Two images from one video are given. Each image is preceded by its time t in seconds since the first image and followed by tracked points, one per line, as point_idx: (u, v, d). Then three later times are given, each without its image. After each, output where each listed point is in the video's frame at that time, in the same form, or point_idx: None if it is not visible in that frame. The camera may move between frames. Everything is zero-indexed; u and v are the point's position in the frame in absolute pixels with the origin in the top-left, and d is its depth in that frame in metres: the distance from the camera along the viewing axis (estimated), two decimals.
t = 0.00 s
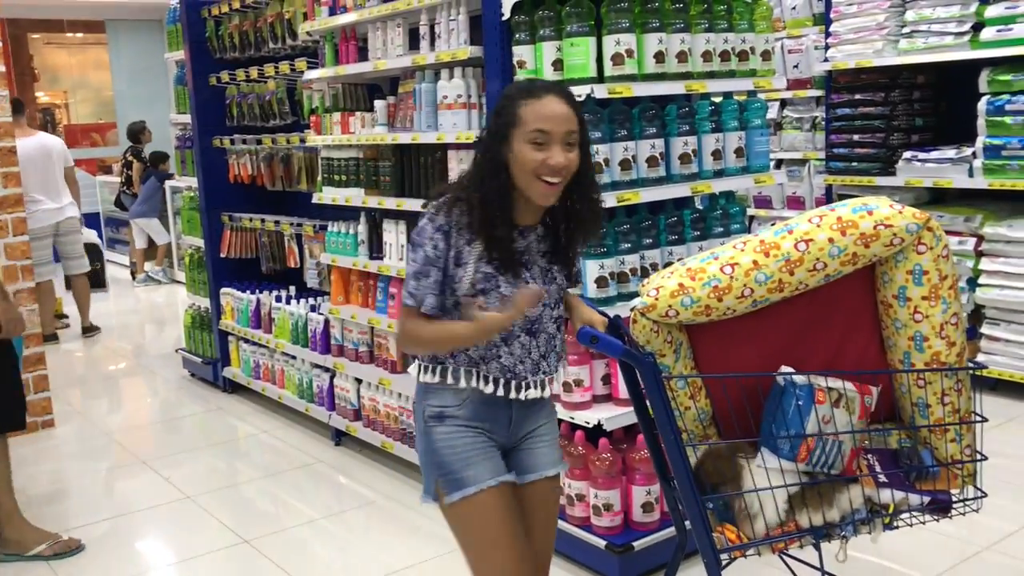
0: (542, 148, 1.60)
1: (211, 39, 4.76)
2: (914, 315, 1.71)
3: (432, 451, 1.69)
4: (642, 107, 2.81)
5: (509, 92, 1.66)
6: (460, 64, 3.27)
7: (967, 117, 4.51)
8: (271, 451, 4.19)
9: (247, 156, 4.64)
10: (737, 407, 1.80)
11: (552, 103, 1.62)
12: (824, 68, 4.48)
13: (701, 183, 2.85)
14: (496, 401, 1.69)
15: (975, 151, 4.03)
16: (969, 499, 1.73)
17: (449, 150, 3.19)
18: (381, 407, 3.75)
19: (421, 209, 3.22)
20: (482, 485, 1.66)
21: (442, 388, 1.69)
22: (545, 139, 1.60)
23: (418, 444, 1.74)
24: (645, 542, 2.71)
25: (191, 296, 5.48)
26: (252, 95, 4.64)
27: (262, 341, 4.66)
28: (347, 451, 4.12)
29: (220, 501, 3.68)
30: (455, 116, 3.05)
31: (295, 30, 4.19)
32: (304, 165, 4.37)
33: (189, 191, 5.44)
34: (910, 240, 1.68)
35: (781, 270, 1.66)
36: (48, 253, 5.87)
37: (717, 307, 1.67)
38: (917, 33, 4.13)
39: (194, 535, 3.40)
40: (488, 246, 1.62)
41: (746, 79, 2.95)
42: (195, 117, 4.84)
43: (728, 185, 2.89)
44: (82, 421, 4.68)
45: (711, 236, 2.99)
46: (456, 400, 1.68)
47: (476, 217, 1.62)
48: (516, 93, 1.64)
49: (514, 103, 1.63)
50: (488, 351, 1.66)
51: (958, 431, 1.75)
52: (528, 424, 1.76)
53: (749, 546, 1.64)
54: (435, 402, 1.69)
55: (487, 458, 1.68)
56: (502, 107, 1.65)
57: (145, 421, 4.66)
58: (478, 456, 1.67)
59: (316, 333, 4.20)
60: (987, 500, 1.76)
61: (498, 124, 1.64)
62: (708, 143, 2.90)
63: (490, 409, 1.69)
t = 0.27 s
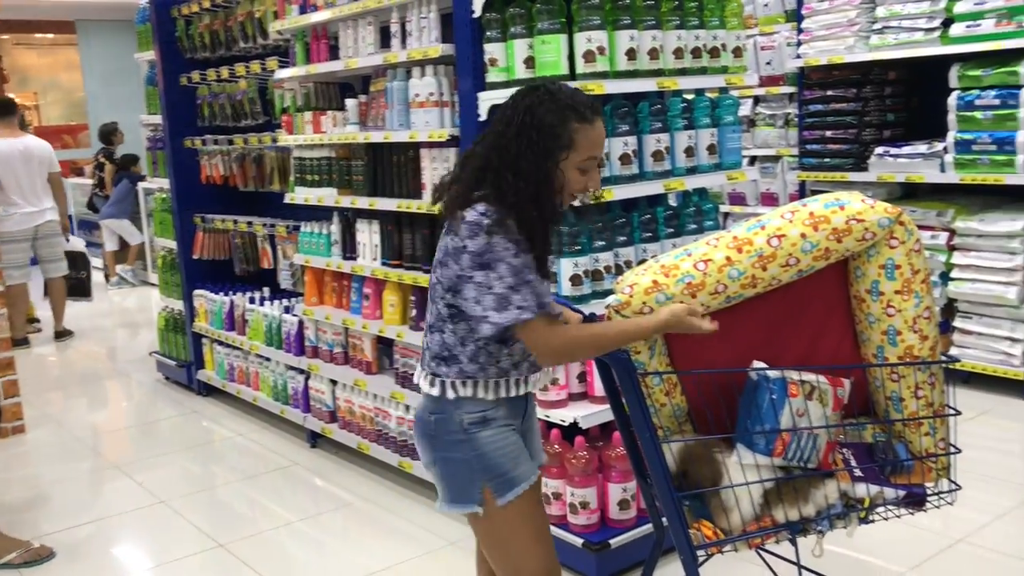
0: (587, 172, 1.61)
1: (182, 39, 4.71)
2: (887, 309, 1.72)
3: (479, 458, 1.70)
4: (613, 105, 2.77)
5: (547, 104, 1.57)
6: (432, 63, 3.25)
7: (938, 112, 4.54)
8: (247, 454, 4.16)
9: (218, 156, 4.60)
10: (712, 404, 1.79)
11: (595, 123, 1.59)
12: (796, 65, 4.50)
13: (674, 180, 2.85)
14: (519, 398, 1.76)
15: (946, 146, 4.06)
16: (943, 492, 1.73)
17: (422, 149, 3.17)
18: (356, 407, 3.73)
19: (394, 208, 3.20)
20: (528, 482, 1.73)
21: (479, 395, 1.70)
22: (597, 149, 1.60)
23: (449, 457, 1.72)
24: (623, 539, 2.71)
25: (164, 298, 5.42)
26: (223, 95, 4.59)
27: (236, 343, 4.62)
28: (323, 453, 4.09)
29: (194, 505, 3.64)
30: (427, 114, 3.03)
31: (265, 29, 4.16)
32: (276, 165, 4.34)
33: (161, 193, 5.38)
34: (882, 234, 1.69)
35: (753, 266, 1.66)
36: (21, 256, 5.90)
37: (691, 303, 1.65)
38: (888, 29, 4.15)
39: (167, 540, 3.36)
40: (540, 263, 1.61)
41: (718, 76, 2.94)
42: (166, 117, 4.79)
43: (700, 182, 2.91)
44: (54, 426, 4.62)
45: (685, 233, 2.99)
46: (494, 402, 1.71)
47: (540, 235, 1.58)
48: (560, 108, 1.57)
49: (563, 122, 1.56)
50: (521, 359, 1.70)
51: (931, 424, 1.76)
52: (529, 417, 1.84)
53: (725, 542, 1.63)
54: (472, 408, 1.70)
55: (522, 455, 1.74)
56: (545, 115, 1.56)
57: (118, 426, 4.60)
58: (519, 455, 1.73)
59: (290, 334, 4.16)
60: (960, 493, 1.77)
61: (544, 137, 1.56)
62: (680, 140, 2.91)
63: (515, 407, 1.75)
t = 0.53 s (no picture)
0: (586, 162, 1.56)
1: (141, 34, 4.62)
2: (853, 302, 1.70)
3: (508, 449, 1.68)
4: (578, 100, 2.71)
5: (550, 96, 1.50)
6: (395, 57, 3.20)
7: (902, 105, 4.56)
8: (212, 455, 4.10)
9: (180, 153, 4.52)
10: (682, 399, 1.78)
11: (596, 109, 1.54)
12: (762, 58, 4.50)
13: (640, 175, 2.83)
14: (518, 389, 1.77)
15: (910, 139, 4.07)
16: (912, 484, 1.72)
17: (384, 144, 3.12)
18: (322, 407, 3.68)
19: (357, 204, 3.16)
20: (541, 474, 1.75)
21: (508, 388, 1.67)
22: (600, 140, 1.55)
23: (476, 452, 1.66)
24: (591, 536, 2.69)
25: (126, 298, 5.33)
26: (185, 91, 4.51)
27: (199, 342, 4.55)
28: (289, 453, 4.04)
29: (158, 508, 3.57)
30: (390, 109, 2.99)
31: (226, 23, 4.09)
32: (238, 161, 4.27)
33: (123, 191, 5.29)
34: (848, 227, 1.67)
35: (720, 260, 1.64)
36: None
37: (658, 298, 1.65)
38: (852, 22, 4.16)
39: (129, 544, 3.29)
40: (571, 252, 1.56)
41: (682, 69, 2.91)
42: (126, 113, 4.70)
43: (666, 177, 2.89)
44: (13, 429, 4.53)
45: (651, 228, 2.96)
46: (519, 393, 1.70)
47: (569, 227, 1.53)
48: (565, 99, 1.50)
49: (569, 112, 1.50)
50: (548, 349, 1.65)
51: (899, 417, 1.75)
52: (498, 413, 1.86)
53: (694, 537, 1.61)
54: (505, 401, 1.66)
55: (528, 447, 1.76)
56: (554, 107, 1.49)
57: (80, 428, 4.52)
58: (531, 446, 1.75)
59: (254, 333, 4.10)
60: (929, 484, 1.75)
61: (552, 129, 1.49)
62: (646, 134, 2.89)
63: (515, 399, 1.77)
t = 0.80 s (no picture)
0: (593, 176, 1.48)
1: (105, 27, 4.53)
2: (829, 296, 1.68)
3: (495, 449, 1.63)
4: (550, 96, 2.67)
5: (565, 110, 1.41)
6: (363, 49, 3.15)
7: (874, 99, 4.56)
8: (182, 455, 4.03)
9: (146, 148, 4.44)
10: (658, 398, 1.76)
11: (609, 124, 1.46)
12: (734, 51, 4.48)
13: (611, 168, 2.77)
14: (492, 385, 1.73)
15: (882, 131, 4.07)
16: (888, 478, 1.70)
17: (353, 138, 3.06)
18: (292, 406, 3.62)
19: (325, 200, 3.11)
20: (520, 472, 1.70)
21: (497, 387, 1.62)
22: (608, 152, 1.47)
23: (465, 453, 1.60)
24: (564, 533, 2.65)
25: (93, 296, 5.24)
26: (150, 85, 4.43)
27: (167, 341, 4.48)
28: (260, 452, 3.98)
29: (125, 510, 3.51)
30: (358, 102, 2.94)
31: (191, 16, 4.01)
32: (205, 156, 4.20)
33: (88, 187, 5.20)
34: (824, 220, 1.64)
35: (695, 254, 1.62)
36: None
37: (633, 293, 1.63)
38: (824, 15, 4.15)
39: (94, 546, 3.22)
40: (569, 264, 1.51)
41: (654, 62, 2.88)
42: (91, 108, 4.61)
43: (639, 170, 2.82)
44: None
45: (623, 221, 2.92)
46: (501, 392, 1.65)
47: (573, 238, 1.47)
48: (579, 114, 1.41)
49: (582, 128, 1.41)
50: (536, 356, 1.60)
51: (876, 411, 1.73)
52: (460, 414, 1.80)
53: (672, 534, 1.59)
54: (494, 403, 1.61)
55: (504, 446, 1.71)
56: (567, 122, 1.40)
57: (46, 428, 4.43)
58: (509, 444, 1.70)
59: (222, 331, 4.03)
60: (905, 478, 1.74)
61: (563, 144, 1.41)
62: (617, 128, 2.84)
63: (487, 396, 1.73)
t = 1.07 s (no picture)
0: (589, 185, 1.44)
1: (86, 22, 4.45)
2: (824, 296, 1.64)
3: (477, 456, 1.59)
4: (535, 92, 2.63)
5: (563, 118, 1.37)
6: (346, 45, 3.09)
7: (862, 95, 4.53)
8: (165, 455, 3.98)
9: (128, 145, 4.37)
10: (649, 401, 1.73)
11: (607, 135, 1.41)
12: (723, 47, 4.45)
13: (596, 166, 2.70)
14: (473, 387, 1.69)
15: (871, 128, 4.04)
16: (884, 482, 1.67)
17: (335, 135, 3.01)
18: (275, 406, 3.57)
19: (308, 198, 3.06)
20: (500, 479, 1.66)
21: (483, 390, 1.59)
22: (605, 161, 1.42)
23: (446, 462, 1.55)
24: (549, 537, 2.61)
25: (75, 294, 5.17)
26: (131, 81, 4.36)
27: (150, 340, 4.42)
28: (243, 453, 3.93)
29: (106, 512, 3.45)
30: (340, 99, 2.88)
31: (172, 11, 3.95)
32: (187, 153, 4.13)
33: (70, 184, 5.13)
34: (818, 219, 1.60)
35: (687, 254, 1.58)
36: None
37: (623, 294, 1.59)
38: (813, 11, 4.12)
39: (73, 550, 3.16)
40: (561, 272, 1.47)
41: (641, 58, 2.84)
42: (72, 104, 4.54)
43: (624, 168, 2.76)
44: None
45: (609, 220, 2.87)
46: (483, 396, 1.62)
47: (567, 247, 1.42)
48: (577, 122, 1.37)
49: (578, 137, 1.37)
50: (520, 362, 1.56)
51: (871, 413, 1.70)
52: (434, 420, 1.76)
53: (664, 539, 1.55)
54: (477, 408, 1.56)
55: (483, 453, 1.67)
56: (564, 130, 1.36)
57: (27, 429, 4.37)
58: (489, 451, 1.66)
59: (205, 330, 3.98)
60: (900, 482, 1.70)
61: (560, 154, 1.37)
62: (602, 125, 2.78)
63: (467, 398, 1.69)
